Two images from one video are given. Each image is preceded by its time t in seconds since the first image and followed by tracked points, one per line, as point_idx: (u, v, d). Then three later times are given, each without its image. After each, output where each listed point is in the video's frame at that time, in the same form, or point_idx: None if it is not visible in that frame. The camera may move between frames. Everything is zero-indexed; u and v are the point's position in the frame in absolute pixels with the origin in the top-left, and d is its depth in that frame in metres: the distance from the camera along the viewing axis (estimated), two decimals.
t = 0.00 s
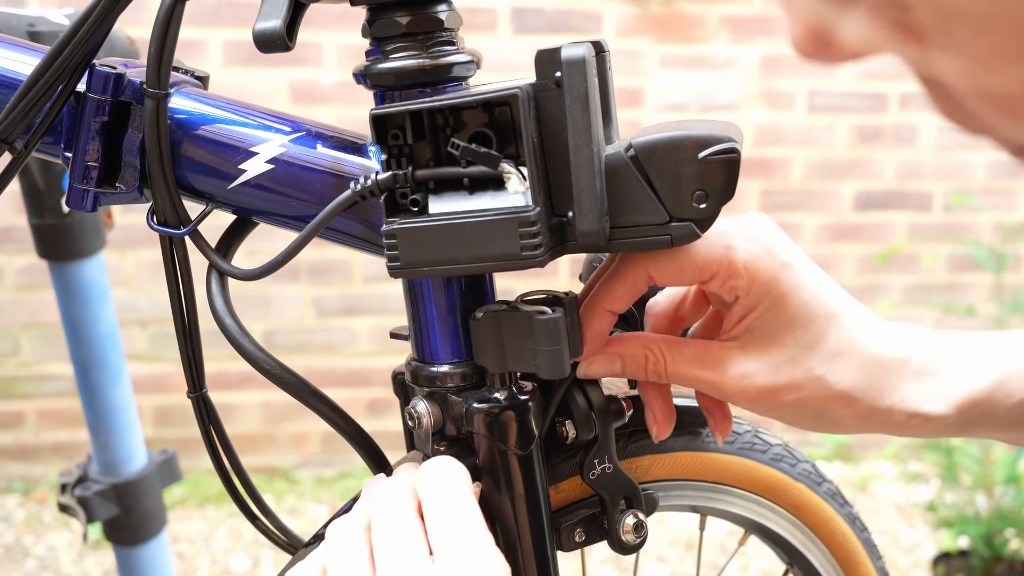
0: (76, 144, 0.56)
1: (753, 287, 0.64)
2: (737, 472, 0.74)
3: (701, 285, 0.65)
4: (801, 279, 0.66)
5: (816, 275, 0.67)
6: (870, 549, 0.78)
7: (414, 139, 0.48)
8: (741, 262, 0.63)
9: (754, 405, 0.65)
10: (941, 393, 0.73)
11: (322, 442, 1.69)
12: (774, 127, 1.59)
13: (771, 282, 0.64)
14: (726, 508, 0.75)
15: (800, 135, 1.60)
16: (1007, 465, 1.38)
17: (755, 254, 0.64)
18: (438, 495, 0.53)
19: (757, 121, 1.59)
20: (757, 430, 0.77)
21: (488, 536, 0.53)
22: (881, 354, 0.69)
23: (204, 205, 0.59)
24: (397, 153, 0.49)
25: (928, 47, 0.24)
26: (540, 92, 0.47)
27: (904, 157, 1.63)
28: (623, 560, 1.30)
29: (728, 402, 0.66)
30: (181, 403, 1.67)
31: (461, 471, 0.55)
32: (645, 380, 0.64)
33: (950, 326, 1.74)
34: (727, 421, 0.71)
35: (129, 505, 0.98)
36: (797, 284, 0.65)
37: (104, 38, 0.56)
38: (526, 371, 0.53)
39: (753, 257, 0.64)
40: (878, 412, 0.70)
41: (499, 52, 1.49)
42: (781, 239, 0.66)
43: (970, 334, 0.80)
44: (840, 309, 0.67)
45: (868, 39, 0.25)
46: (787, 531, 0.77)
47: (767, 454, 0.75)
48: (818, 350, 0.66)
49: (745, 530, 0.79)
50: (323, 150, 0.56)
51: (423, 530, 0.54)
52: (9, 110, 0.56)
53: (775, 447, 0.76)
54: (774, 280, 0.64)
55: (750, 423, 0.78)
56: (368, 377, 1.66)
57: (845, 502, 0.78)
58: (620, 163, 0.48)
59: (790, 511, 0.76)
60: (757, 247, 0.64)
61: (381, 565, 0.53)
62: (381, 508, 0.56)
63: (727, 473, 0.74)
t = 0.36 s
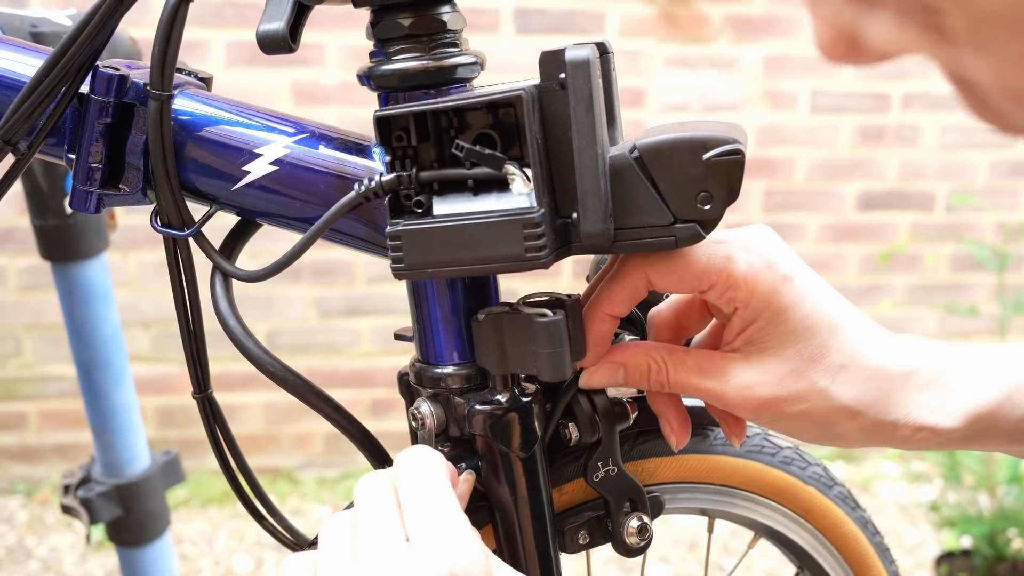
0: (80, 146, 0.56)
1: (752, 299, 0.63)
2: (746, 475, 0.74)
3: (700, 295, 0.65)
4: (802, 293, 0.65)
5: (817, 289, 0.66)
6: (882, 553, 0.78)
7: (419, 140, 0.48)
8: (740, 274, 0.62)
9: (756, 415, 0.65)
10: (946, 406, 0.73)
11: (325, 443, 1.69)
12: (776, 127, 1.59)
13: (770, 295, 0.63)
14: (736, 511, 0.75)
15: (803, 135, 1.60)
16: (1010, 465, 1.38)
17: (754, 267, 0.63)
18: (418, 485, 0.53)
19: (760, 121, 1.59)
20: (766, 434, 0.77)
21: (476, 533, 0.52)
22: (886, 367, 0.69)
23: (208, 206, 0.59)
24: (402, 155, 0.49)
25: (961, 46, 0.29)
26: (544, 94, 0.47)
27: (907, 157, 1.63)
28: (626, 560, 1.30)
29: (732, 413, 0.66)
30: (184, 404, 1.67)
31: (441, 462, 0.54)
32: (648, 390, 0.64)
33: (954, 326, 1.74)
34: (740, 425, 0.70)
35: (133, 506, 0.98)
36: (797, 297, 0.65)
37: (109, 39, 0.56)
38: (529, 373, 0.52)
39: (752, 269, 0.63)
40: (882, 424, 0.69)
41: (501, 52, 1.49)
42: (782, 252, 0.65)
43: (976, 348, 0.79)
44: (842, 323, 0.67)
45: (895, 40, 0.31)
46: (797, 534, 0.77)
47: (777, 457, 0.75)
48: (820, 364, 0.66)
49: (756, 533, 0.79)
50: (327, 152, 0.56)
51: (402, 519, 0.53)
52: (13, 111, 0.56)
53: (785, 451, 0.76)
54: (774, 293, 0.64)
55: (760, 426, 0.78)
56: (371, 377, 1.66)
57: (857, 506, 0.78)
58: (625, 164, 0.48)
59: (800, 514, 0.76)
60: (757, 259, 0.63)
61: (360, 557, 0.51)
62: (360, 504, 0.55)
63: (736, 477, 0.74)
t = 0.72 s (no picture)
0: (86, 144, 0.56)
1: (753, 317, 0.63)
2: (737, 466, 0.74)
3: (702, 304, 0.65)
4: (802, 314, 0.65)
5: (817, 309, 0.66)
6: (868, 542, 0.78)
7: (425, 137, 0.48)
8: (744, 290, 0.62)
9: (750, 429, 0.66)
10: (934, 418, 0.73)
11: (326, 443, 1.69)
12: (777, 126, 1.59)
13: (773, 314, 0.63)
14: (728, 503, 0.75)
15: (803, 135, 1.60)
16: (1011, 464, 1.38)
17: (758, 286, 0.63)
18: (451, 506, 0.53)
19: (760, 121, 1.59)
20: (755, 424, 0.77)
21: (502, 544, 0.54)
22: (879, 386, 0.69)
23: (214, 203, 0.59)
24: (408, 151, 0.49)
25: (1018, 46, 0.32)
26: (550, 90, 0.47)
27: (907, 157, 1.63)
28: (627, 560, 1.30)
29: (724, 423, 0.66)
30: (185, 404, 1.67)
31: (474, 485, 0.55)
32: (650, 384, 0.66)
33: (954, 325, 1.74)
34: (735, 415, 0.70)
35: (134, 506, 0.98)
36: (799, 319, 0.64)
37: (114, 37, 0.56)
38: (539, 367, 0.53)
39: (757, 288, 0.63)
40: (872, 442, 0.69)
41: (502, 53, 1.49)
42: (784, 273, 0.65)
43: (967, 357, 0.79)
44: (841, 342, 0.67)
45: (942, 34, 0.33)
46: (786, 524, 0.77)
47: (768, 448, 0.75)
48: (816, 383, 0.66)
49: (745, 524, 0.79)
50: (333, 149, 0.56)
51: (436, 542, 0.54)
52: (18, 109, 0.56)
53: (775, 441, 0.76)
54: (775, 313, 0.63)
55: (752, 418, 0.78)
56: (372, 377, 1.66)
57: (843, 495, 0.78)
58: (631, 159, 0.48)
59: (790, 504, 0.76)
60: (762, 278, 0.63)
61: None
62: (391, 519, 0.56)
63: (728, 468, 0.74)
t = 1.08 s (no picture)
0: (90, 143, 0.56)
1: (765, 318, 0.62)
2: (743, 467, 0.74)
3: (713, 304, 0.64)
4: (813, 313, 0.64)
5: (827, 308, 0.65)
6: (874, 543, 0.78)
7: (429, 136, 0.48)
8: (756, 290, 0.61)
9: (761, 429, 0.66)
10: (948, 418, 0.73)
11: (328, 443, 1.69)
12: (780, 126, 1.59)
13: (784, 314, 0.62)
14: (734, 505, 0.75)
15: (806, 135, 1.59)
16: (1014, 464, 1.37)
17: (770, 286, 0.62)
18: (445, 481, 0.53)
19: (763, 120, 1.59)
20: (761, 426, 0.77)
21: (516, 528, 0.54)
22: (888, 386, 0.69)
23: (218, 203, 0.59)
24: (411, 151, 0.49)
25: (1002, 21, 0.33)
26: (554, 89, 0.47)
27: (909, 157, 1.63)
28: (630, 559, 1.30)
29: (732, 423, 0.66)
30: (187, 404, 1.68)
31: (466, 457, 0.54)
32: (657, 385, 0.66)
33: (957, 325, 1.74)
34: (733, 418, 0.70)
35: (138, 505, 0.98)
36: (810, 318, 0.64)
37: (118, 36, 0.56)
38: (543, 367, 0.53)
39: (768, 287, 0.62)
40: (881, 442, 0.69)
41: (504, 52, 1.49)
42: (796, 271, 0.64)
43: (975, 355, 0.79)
44: (851, 342, 0.66)
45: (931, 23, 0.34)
46: (793, 525, 0.77)
47: (773, 449, 0.75)
48: (826, 384, 0.65)
49: (751, 525, 0.79)
50: (337, 149, 0.56)
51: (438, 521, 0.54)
52: (22, 108, 0.56)
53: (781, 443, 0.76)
54: (786, 313, 0.62)
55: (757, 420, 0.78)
56: (374, 377, 1.66)
57: (849, 496, 0.78)
58: (635, 159, 0.48)
59: (796, 506, 0.76)
60: (774, 277, 0.62)
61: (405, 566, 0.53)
62: (394, 513, 0.56)
63: (734, 469, 0.74)
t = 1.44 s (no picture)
0: (93, 143, 0.56)
1: (768, 306, 0.62)
2: (747, 467, 0.74)
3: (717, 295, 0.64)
4: (816, 304, 0.64)
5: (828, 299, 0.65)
6: (880, 544, 0.78)
7: (431, 136, 0.49)
8: (759, 279, 0.61)
9: (758, 418, 0.66)
10: (947, 420, 0.73)
11: (330, 442, 1.69)
12: (781, 125, 1.59)
13: (787, 302, 0.63)
14: (740, 504, 0.75)
15: (808, 134, 1.60)
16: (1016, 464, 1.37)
17: (772, 274, 0.62)
18: (434, 472, 0.53)
19: (765, 119, 1.58)
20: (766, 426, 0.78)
21: (507, 516, 0.53)
22: (889, 380, 0.69)
23: (221, 203, 0.60)
24: (414, 151, 0.49)
25: None
26: (556, 90, 0.47)
27: (911, 156, 1.63)
28: (632, 559, 1.30)
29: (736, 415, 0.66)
30: (190, 403, 1.68)
31: (457, 449, 0.54)
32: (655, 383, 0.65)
33: (958, 325, 1.74)
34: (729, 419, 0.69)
35: (141, 504, 0.98)
36: (812, 308, 0.64)
37: (121, 37, 0.56)
38: (544, 366, 0.53)
39: (771, 276, 0.62)
40: (882, 438, 0.69)
41: (506, 52, 1.49)
42: (799, 261, 0.64)
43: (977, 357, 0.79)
44: (853, 335, 0.66)
45: None
46: (799, 526, 0.77)
47: (778, 449, 0.76)
48: (826, 375, 0.66)
49: (756, 525, 0.79)
50: (339, 149, 0.56)
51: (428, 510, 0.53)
52: (26, 109, 0.56)
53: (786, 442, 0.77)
54: (788, 302, 0.63)
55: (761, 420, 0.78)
56: (376, 376, 1.66)
57: (855, 496, 0.78)
58: (636, 159, 0.48)
59: (801, 505, 0.76)
60: (776, 265, 0.62)
61: (396, 553, 0.52)
62: (385, 506, 0.55)
63: (738, 468, 0.74)
